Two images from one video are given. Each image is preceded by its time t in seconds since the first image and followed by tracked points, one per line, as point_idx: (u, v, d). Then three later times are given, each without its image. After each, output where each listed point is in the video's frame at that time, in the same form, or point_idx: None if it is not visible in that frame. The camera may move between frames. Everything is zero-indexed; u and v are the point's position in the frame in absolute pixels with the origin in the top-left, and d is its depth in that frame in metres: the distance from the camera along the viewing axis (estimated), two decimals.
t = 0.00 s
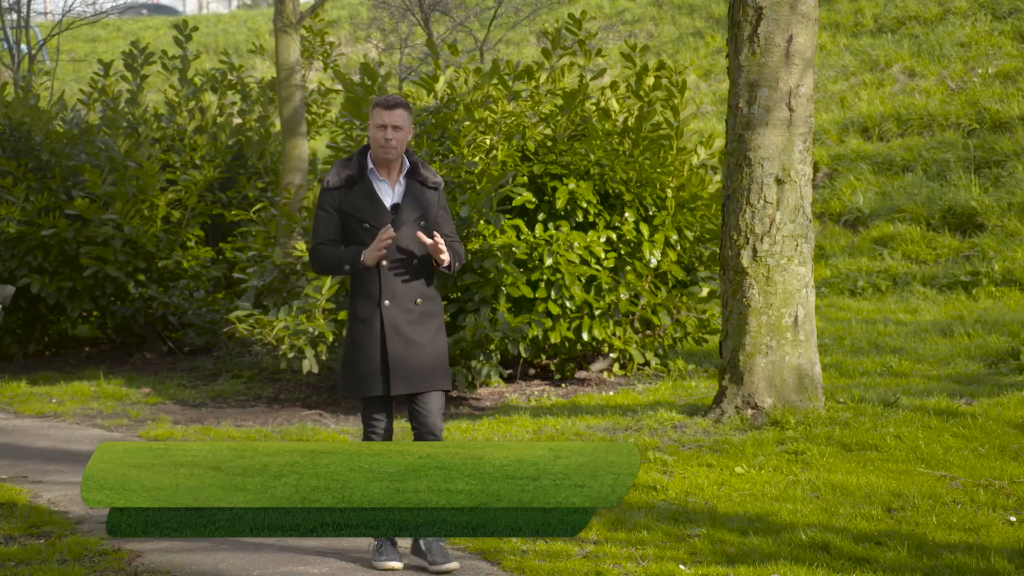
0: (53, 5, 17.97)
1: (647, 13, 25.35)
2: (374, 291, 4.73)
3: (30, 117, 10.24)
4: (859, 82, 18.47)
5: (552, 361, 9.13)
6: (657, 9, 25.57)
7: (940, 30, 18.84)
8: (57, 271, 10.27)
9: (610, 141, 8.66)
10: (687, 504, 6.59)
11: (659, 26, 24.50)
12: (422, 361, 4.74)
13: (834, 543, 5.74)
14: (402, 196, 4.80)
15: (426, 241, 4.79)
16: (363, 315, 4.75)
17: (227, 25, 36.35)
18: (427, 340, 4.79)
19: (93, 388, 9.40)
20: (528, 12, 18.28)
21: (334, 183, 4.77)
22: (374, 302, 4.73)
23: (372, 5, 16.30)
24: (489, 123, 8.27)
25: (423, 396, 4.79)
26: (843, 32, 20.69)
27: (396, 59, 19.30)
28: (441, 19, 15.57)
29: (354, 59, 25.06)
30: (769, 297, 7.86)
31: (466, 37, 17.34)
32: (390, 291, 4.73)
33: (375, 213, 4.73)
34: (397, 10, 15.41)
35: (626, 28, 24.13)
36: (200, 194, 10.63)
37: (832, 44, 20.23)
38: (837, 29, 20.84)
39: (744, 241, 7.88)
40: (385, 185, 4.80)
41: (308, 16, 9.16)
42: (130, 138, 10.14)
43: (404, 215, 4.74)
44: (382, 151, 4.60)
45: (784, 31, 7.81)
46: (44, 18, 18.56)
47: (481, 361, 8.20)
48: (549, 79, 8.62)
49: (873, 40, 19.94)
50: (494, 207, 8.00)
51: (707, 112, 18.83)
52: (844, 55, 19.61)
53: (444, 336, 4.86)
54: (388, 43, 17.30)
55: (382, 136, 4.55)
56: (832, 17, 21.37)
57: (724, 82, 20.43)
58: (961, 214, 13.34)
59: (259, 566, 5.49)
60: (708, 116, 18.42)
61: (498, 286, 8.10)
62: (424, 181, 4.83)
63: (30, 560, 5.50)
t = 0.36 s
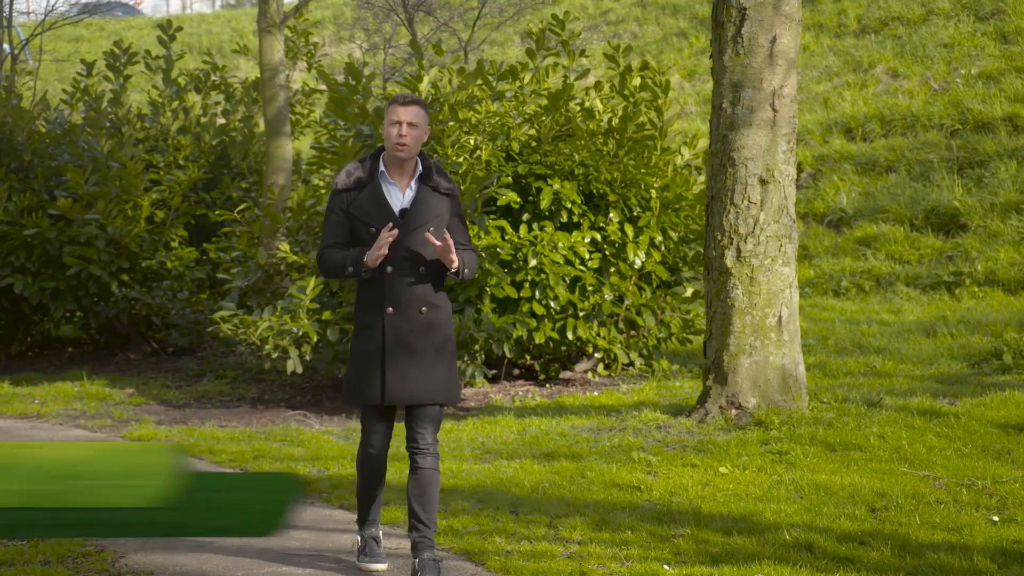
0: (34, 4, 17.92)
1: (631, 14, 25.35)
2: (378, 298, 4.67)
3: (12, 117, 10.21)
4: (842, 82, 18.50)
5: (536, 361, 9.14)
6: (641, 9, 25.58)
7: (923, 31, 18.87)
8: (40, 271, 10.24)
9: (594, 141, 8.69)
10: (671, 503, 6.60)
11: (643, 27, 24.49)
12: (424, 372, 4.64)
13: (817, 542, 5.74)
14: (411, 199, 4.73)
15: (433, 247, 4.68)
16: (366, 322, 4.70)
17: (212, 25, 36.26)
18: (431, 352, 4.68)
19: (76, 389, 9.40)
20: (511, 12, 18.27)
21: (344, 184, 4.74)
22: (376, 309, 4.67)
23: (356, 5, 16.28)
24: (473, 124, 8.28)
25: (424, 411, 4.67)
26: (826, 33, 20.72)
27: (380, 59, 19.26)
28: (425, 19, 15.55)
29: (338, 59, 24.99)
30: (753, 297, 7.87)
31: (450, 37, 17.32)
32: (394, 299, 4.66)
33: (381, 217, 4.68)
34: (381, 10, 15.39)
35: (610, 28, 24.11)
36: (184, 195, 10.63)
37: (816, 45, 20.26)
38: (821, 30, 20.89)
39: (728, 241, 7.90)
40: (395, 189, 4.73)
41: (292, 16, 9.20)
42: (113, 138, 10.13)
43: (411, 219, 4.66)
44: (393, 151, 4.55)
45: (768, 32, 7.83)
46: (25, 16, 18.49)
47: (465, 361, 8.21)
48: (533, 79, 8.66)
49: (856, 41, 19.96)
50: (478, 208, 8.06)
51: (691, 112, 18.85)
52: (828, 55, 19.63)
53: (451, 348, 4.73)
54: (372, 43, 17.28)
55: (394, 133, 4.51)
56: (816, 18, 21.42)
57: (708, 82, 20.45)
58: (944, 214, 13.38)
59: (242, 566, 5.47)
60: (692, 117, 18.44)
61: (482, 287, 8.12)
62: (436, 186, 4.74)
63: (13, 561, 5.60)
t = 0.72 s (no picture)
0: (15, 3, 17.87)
1: (616, 14, 25.35)
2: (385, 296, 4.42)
3: None
4: (827, 83, 18.53)
5: (521, 361, 9.15)
6: (625, 9, 25.58)
7: (907, 32, 18.89)
8: (23, 272, 10.22)
9: (579, 142, 8.72)
10: (656, 504, 6.60)
11: (628, 27, 24.50)
12: (431, 373, 4.40)
13: (802, 543, 5.74)
14: (420, 196, 4.50)
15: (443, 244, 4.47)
16: (372, 320, 4.44)
17: (199, 25, 36.19)
18: (439, 352, 4.45)
19: (60, 389, 9.38)
20: (496, 12, 18.25)
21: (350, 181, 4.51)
22: (383, 307, 4.42)
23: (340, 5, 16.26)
24: (458, 124, 8.30)
25: (426, 412, 4.47)
26: (811, 34, 20.76)
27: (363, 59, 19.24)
28: (410, 19, 15.53)
29: (323, 59, 24.95)
30: (738, 297, 7.88)
31: (435, 37, 17.30)
32: (402, 297, 4.42)
33: (389, 214, 4.44)
34: (365, 10, 15.38)
35: (594, 28, 24.10)
36: (169, 195, 10.62)
37: (800, 46, 20.29)
38: (805, 31, 20.93)
39: (712, 242, 7.90)
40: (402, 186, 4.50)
41: (277, 16, 9.20)
42: (97, 138, 10.10)
43: (421, 215, 4.44)
44: (398, 147, 4.33)
45: (752, 32, 7.83)
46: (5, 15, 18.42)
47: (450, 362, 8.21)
48: (518, 79, 8.70)
49: (840, 41, 19.99)
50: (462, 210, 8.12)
51: (676, 113, 18.87)
52: (812, 56, 19.65)
53: (461, 350, 4.50)
54: (356, 43, 17.26)
55: (399, 129, 4.29)
56: (800, 18, 21.47)
57: (692, 83, 20.48)
58: (927, 214, 13.41)
59: (229, 567, 5.58)
60: (677, 117, 18.46)
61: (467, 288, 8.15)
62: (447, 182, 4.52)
63: None
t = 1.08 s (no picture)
0: None
1: (602, 15, 25.34)
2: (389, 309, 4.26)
3: None
4: (812, 84, 18.55)
5: (507, 362, 9.16)
6: (611, 10, 25.57)
7: (892, 32, 18.92)
8: (7, 272, 10.18)
9: (565, 142, 8.71)
10: (642, 504, 6.61)
11: (613, 27, 24.50)
12: (437, 387, 4.29)
13: (787, 543, 5.75)
14: (420, 205, 4.36)
15: (446, 255, 4.35)
16: (374, 334, 4.27)
17: (185, 25, 36.11)
18: (443, 366, 4.33)
19: (44, 390, 9.36)
20: (481, 12, 18.23)
21: (347, 189, 4.32)
22: (388, 321, 4.27)
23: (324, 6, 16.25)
24: (445, 125, 8.33)
25: (427, 425, 4.38)
26: (796, 35, 20.81)
27: (348, 59, 19.22)
28: (395, 19, 15.52)
29: (307, 60, 24.89)
30: (723, 298, 7.89)
31: (420, 37, 17.28)
32: (407, 311, 4.27)
33: (391, 223, 4.27)
34: (350, 11, 15.36)
35: (580, 28, 24.12)
36: (155, 195, 10.61)
37: (786, 47, 20.32)
38: (791, 32, 20.96)
39: (698, 242, 7.91)
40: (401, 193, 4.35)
41: (263, 16, 9.20)
42: (82, 138, 10.08)
43: (424, 226, 4.30)
44: (394, 155, 4.20)
45: (738, 33, 7.84)
46: None
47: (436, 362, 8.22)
48: (504, 80, 8.73)
49: (825, 42, 20.02)
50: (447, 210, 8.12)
51: (662, 113, 18.88)
52: (797, 57, 19.68)
53: (462, 362, 4.41)
54: (340, 43, 17.24)
55: (392, 136, 4.16)
56: (786, 19, 21.49)
57: (678, 84, 20.49)
58: (912, 215, 13.45)
59: (214, 568, 5.56)
60: (663, 118, 18.47)
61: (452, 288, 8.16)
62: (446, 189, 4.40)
63: None
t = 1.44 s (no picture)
0: None
1: (589, 15, 25.31)
2: (387, 306, 4.28)
3: None
4: (799, 84, 18.57)
5: (494, 363, 9.17)
6: (597, 11, 25.53)
7: (878, 34, 18.93)
8: None
9: (552, 142, 8.72)
10: (628, 504, 6.61)
11: (600, 28, 24.48)
12: (437, 385, 4.30)
13: (773, 543, 5.76)
14: (416, 200, 4.39)
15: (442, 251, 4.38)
16: (373, 333, 4.29)
17: (172, 24, 36.01)
18: (443, 364, 4.35)
19: (29, 391, 9.34)
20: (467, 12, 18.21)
21: (342, 185, 4.32)
22: (386, 319, 4.28)
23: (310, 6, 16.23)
24: (431, 125, 8.31)
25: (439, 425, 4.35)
26: (783, 36, 20.81)
27: (334, 59, 19.19)
28: (382, 19, 15.49)
29: (294, 60, 24.81)
30: (710, 298, 7.90)
31: (407, 38, 17.25)
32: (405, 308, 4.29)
33: (388, 219, 4.29)
34: (336, 12, 15.34)
35: (567, 29, 24.09)
36: (141, 195, 10.60)
37: (772, 48, 20.33)
38: (777, 33, 20.96)
39: (684, 243, 7.91)
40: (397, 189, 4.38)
41: (250, 17, 9.23)
42: (68, 139, 10.07)
43: (420, 221, 4.32)
44: (391, 149, 4.20)
45: (724, 34, 7.85)
46: None
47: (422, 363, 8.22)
48: (491, 80, 8.77)
49: (811, 43, 20.02)
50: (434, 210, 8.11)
51: (649, 114, 18.90)
52: (784, 58, 19.69)
53: (462, 360, 4.42)
54: (326, 44, 17.21)
55: (390, 131, 4.16)
56: (772, 20, 21.50)
57: (664, 84, 20.49)
58: (898, 216, 13.47)
59: (200, 569, 5.56)
60: (650, 119, 18.48)
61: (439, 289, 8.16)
62: (441, 184, 4.43)
63: None
